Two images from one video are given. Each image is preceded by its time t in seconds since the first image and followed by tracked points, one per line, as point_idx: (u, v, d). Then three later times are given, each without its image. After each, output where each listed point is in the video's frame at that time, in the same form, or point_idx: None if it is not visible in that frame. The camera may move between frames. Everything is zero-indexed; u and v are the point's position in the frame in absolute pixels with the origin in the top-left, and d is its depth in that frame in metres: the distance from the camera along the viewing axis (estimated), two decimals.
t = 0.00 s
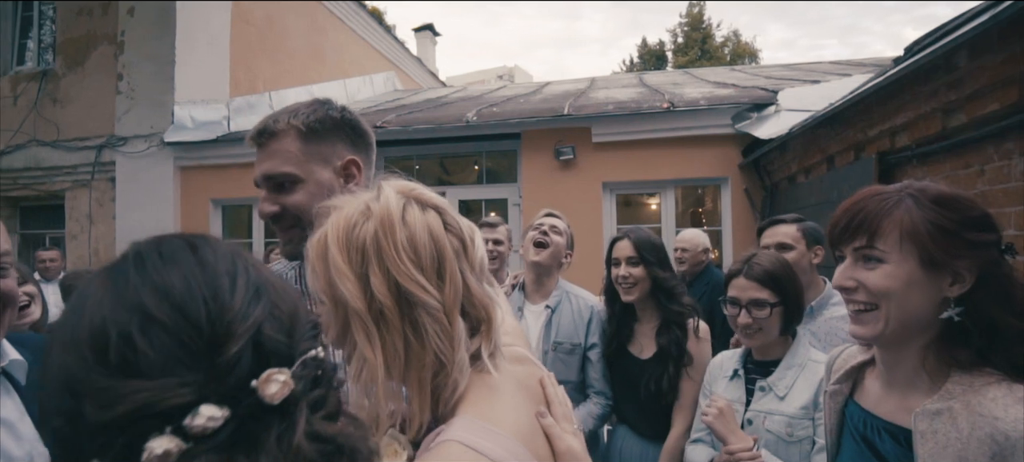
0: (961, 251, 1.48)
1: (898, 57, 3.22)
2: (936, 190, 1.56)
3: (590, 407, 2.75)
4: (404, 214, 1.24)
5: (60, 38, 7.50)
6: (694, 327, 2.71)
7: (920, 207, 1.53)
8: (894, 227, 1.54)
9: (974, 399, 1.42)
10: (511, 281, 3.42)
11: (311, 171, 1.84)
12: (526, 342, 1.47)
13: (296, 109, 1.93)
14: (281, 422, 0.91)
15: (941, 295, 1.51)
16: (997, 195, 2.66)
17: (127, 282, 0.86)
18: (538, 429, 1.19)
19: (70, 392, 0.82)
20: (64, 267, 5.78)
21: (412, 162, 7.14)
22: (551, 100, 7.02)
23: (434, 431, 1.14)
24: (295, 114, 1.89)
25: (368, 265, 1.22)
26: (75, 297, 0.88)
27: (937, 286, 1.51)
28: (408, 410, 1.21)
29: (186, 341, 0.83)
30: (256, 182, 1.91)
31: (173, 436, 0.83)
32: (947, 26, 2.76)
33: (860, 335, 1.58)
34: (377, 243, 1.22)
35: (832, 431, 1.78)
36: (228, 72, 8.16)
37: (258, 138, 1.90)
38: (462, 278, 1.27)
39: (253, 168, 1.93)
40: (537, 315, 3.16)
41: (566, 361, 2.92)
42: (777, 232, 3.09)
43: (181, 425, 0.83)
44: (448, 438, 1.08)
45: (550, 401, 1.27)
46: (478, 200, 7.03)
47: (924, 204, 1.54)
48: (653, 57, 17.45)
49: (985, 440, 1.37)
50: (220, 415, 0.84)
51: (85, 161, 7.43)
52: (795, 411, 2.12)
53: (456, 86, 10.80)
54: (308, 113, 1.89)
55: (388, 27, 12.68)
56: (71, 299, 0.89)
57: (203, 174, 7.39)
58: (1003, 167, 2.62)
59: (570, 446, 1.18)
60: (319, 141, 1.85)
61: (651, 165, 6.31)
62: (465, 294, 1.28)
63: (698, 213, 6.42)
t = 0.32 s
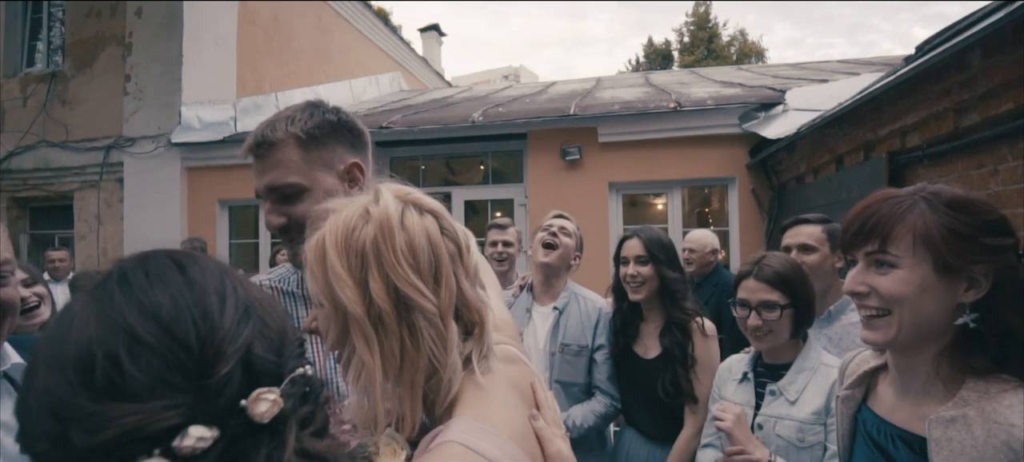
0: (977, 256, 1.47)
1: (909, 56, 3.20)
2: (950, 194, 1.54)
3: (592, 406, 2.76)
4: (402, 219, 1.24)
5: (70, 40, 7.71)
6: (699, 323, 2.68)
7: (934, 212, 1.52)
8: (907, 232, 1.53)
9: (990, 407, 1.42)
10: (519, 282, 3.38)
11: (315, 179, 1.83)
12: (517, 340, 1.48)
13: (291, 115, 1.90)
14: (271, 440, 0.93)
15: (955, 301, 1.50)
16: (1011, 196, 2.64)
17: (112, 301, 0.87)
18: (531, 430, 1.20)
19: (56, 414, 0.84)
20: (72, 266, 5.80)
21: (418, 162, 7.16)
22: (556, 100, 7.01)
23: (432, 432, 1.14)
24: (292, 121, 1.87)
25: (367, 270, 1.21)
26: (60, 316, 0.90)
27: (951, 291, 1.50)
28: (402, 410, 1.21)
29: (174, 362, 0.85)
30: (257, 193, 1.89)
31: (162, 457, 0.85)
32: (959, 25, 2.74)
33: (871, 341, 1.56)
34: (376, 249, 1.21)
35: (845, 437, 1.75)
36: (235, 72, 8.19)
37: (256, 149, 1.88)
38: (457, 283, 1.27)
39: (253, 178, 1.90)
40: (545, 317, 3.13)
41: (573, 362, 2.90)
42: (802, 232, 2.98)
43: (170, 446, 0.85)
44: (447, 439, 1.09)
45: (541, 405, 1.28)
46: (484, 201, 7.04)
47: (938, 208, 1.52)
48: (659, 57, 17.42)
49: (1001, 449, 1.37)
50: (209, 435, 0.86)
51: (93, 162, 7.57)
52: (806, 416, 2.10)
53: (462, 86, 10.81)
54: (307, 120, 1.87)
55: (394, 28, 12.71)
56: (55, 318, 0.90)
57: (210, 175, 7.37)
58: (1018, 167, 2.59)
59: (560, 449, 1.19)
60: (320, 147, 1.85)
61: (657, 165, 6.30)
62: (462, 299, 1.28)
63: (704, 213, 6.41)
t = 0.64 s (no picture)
0: (996, 260, 1.45)
1: (924, 54, 3.17)
2: (968, 196, 1.52)
3: (593, 403, 2.72)
4: (407, 218, 1.23)
5: (81, 42, 7.74)
6: (708, 329, 2.65)
7: (951, 213, 1.50)
8: (923, 235, 1.51)
9: (1008, 414, 1.40)
10: (530, 282, 3.33)
11: (328, 187, 1.84)
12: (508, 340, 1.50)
13: (293, 124, 1.89)
14: (273, 427, 0.93)
15: (973, 305, 1.48)
16: None
17: (113, 291, 0.87)
18: (526, 427, 1.22)
19: (53, 400, 0.83)
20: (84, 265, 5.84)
21: (426, 162, 7.16)
22: (564, 99, 6.99)
23: (433, 430, 1.15)
24: (293, 132, 1.86)
25: (371, 269, 1.21)
26: (58, 308, 0.89)
27: (969, 295, 1.48)
28: (400, 407, 1.21)
29: (177, 347, 0.85)
30: (265, 204, 1.88)
31: (163, 443, 0.84)
32: (975, 22, 2.71)
33: (886, 345, 1.55)
34: (382, 248, 1.20)
35: (860, 443, 1.74)
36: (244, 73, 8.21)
37: (261, 166, 1.85)
38: (459, 283, 1.27)
39: (259, 190, 1.89)
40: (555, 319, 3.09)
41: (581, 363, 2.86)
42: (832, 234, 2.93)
43: (171, 432, 0.84)
44: (451, 438, 1.09)
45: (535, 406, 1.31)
46: (492, 200, 7.04)
47: (955, 210, 1.50)
48: (667, 56, 17.36)
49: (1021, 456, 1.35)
50: (212, 420, 0.86)
51: (103, 163, 7.59)
52: (818, 421, 2.09)
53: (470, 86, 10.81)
54: (311, 129, 1.86)
55: (402, 28, 12.73)
56: (55, 309, 0.90)
57: (219, 175, 7.39)
58: None
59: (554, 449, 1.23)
60: (327, 155, 1.85)
61: (665, 165, 6.27)
62: (462, 299, 1.29)
63: (713, 213, 6.38)
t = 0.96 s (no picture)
0: (1016, 263, 1.44)
1: (940, 51, 3.14)
2: (989, 196, 1.50)
3: (600, 402, 2.72)
4: (417, 218, 1.22)
5: (93, 44, 7.87)
6: (718, 332, 2.64)
7: (971, 214, 1.48)
8: (943, 236, 1.49)
9: None
10: (541, 283, 3.31)
11: (336, 185, 1.83)
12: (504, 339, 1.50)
13: (302, 123, 1.89)
14: (306, 426, 0.95)
15: (995, 309, 1.46)
16: None
17: (142, 289, 0.87)
18: (525, 424, 1.22)
19: (84, 390, 0.81)
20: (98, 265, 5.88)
21: (434, 162, 7.17)
22: (573, 99, 6.97)
23: (432, 425, 1.14)
24: (302, 131, 1.86)
25: (383, 267, 1.19)
26: (83, 304, 0.89)
27: (990, 299, 1.46)
28: (405, 404, 1.20)
29: (213, 341, 0.86)
30: (273, 205, 1.87)
31: (196, 437, 0.85)
32: (993, 19, 2.67)
33: (903, 349, 1.52)
34: (394, 247, 1.19)
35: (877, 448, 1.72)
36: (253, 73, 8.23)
37: (271, 165, 1.85)
38: (464, 285, 1.27)
39: (267, 190, 1.88)
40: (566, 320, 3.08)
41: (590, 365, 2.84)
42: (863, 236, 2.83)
43: (204, 426, 0.85)
44: (451, 434, 1.08)
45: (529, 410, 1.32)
46: (500, 200, 7.03)
47: (975, 211, 1.49)
48: (676, 55, 17.32)
49: None
50: (247, 416, 0.87)
51: (114, 164, 7.64)
52: (832, 425, 2.07)
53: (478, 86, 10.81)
54: (318, 128, 1.87)
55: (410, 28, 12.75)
56: (78, 304, 0.89)
57: (229, 176, 7.42)
58: None
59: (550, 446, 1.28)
60: (335, 154, 1.85)
61: (675, 164, 6.24)
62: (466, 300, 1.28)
63: (722, 213, 6.34)
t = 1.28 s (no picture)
0: None
1: (964, 47, 3.09)
2: (1019, 198, 1.47)
3: (614, 402, 2.70)
4: (430, 223, 1.22)
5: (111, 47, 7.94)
6: (734, 333, 2.62)
7: (1001, 215, 1.46)
8: (971, 237, 1.46)
9: None
10: (555, 284, 3.30)
11: (343, 182, 1.83)
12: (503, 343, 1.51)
13: (312, 121, 1.89)
14: (348, 419, 0.97)
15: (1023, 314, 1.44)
16: None
17: (194, 280, 0.89)
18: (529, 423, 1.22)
19: (136, 375, 0.83)
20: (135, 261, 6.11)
21: (446, 162, 7.18)
22: (586, 98, 6.95)
23: (441, 424, 1.13)
24: (311, 128, 1.86)
25: (397, 270, 1.19)
26: (129, 291, 0.90)
27: (1017, 304, 1.43)
28: (414, 404, 1.19)
29: (267, 333, 0.88)
30: (280, 200, 1.87)
31: (252, 426, 0.86)
32: (1018, 14, 2.63)
33: (927, 352, 1.49)
34: (407, 250, 1.19)
35: (900, 455, 1.70)
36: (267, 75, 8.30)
37: (280, 161, 1.85)
38: (474, 289, 1.27)
39: (275, 185, 1.89)
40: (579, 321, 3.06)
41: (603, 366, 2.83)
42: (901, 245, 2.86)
43: (259, 416, 0.87)
44: (462, 432, 1.08)
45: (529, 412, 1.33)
46: (513, 200, 7.03)
47: (1005, 212, 1.46)
48: (689, 53, 17.22)
49: None
50: (302, 406, 0.89)
51: (133, 165, 7.72)
52: (851, 430, 2.06)
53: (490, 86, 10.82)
54: (328, 126, 1.87)
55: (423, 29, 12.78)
56: (121, 293, 0.90)
57: (245, 176, 7.51)
58: None
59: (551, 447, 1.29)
60: (343, 151, 1.85)
61: (688, 164, 6.21)
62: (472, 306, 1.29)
63: (736, 213, 6.30)
